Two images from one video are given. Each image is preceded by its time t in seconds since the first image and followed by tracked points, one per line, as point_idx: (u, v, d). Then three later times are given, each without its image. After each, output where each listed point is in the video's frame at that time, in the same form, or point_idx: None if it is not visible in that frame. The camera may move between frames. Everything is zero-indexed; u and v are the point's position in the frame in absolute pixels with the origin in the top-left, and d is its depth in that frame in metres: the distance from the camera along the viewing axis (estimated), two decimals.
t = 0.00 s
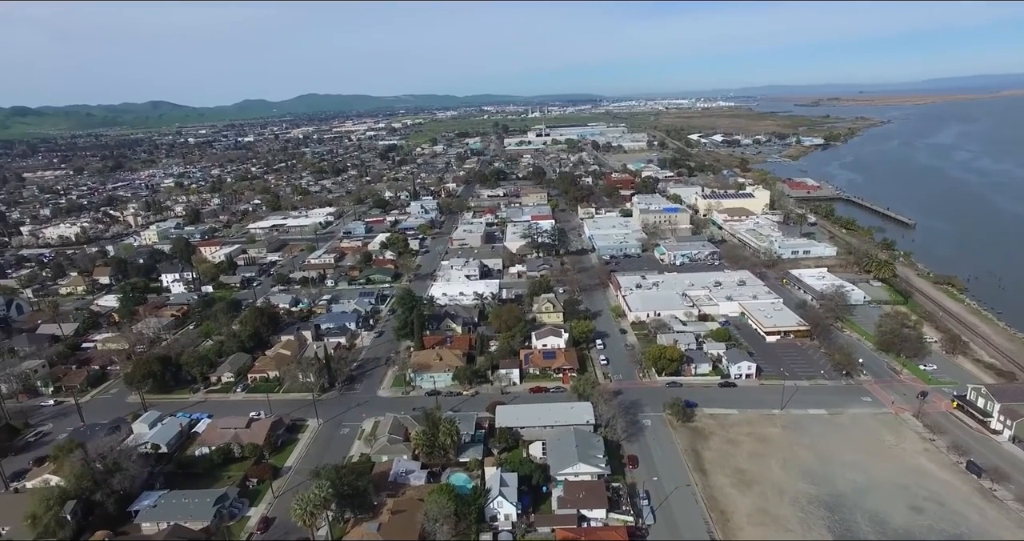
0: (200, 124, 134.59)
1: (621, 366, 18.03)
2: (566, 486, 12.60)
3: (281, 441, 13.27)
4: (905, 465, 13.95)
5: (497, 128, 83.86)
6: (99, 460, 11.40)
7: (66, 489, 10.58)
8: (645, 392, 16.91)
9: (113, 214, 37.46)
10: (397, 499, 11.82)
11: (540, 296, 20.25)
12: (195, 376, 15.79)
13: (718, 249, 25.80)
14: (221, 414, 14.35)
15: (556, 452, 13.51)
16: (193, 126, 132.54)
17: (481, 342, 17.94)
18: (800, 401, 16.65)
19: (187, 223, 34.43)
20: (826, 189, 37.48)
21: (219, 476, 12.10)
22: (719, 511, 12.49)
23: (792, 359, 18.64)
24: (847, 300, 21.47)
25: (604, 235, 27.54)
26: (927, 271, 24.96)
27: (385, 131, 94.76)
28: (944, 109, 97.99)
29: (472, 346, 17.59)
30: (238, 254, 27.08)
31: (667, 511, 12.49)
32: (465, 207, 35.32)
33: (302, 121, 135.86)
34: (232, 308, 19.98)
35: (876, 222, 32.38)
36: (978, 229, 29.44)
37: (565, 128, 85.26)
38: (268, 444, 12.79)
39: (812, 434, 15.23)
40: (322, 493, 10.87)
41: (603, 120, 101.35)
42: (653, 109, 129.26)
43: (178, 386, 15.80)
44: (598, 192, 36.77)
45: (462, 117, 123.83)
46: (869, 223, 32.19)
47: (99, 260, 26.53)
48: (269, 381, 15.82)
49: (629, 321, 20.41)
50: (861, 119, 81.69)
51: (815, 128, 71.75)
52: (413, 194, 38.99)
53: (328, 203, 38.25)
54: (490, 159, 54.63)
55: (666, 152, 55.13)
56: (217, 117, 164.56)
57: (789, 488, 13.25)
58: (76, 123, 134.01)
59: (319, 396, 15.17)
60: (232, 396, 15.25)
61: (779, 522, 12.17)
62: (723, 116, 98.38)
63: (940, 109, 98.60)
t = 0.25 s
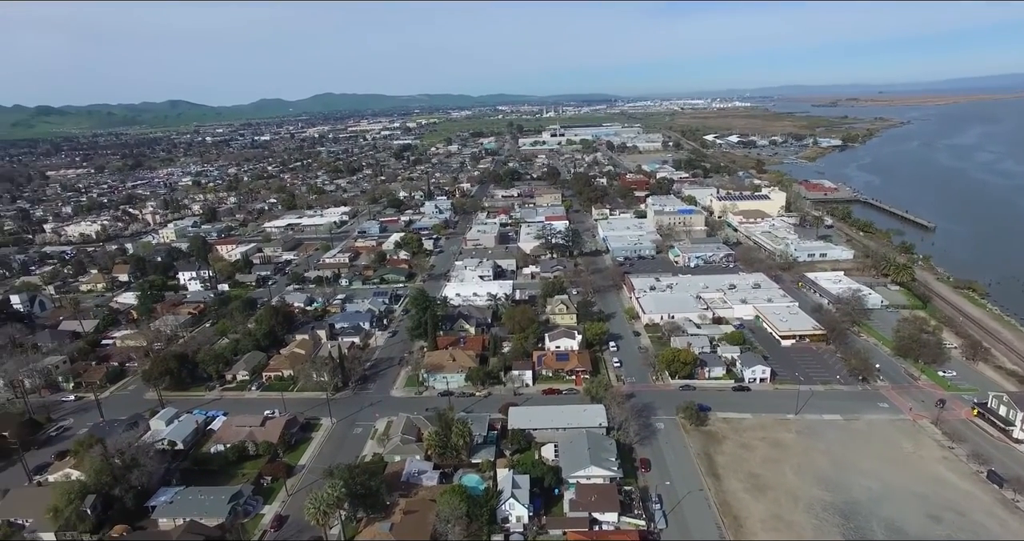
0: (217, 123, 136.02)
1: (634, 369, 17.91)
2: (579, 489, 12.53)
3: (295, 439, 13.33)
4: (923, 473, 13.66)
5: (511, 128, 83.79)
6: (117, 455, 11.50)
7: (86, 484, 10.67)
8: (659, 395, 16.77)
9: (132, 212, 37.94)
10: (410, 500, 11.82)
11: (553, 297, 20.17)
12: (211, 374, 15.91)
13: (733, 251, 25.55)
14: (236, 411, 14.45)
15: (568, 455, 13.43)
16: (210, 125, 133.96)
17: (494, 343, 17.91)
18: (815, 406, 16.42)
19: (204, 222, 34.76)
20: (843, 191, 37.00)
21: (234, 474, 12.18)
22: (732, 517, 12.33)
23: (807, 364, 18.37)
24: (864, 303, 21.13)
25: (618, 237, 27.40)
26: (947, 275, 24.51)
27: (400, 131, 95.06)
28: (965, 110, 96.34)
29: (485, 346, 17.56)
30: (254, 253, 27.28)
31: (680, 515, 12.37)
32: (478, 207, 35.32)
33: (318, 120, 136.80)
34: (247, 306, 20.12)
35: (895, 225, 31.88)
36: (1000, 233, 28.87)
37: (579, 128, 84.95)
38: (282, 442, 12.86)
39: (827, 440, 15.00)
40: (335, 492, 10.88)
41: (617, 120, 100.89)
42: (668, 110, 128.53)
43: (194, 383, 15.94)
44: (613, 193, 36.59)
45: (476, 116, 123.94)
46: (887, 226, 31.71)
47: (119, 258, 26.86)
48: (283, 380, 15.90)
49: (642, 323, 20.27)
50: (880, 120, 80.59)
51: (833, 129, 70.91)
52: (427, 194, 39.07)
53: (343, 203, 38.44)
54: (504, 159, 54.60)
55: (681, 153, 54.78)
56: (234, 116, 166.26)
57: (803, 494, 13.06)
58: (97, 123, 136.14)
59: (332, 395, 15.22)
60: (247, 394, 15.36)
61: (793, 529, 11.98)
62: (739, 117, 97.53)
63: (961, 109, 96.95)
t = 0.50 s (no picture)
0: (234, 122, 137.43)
1: (648, 371, 17.79)
2: (591, 492, 12.46)
3: (309, 438, 13.39)
4: (942, 481, 13.32)
5: (526, 128, 83.70)
6: (136, 451, 11.60)
7: (105, 479, 10.81)
8: (672, 398, 16.62)
9: (151, 210, 38.41)
10: (422, 500, 11.83)
11: (567, 299, 20.10)
12: (227, 372, 16.04)
13: (749, 254, 25.29)
14: (252, 409, 14.55)
15: (580, 458, 13.36)
16: (227, 123, 135.35)
17: (508, 344, 17.87)
18: (830, 411, 16.15)
19: (221, 220, 35.10)
20: (862, 193, 36.50)
21: (249, 471, 12.27)
22: (745, 522, 12.16)
23: (823, 368, 18.07)
24: (882, 308, 20.78)
25: (633, 238, 27.24)
26: (968, 279, 24.04)
27: (415, 130, 95.32)
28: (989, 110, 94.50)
29: (499, 347, 17.53)
30: (270, 252, 27.49)
31: (692, 520, 12.23)
32: (493, 207, 35.31)
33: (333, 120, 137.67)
34: (263, 305, 20.25)
35: (914, 228, 31.37)
36: None
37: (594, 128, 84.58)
38: (296, 440, 12.94)
39: (843, 446, 14.73)
40: (349, 491, 10.91)
41: (632, 120, 100.35)
42: (684, 110, 127.72)
43: (210, 380, 16.07)
44: (628, 194, 36.40)
45: (491, 116, 123.96)
46: (907, 229, 31.21)
47: (138, 255, 27.21)
48: (298, 379, 15.99)
49: (656, 325, 20.12)
50: (900, 121, 79.47)
51: (852, 130, 69.99)
52: (442, 194, 39.14)
53: (358, 202, 38.63)
54: (519, 159, 54.56)
55: (697, 154, 54.39)
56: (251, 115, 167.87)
57: (818, 501, 12.81)
58: (118, 122, 138.28)
59: (346, 394, 15.27)
60: (262, 392, 15.46)
61: (807, 536, 11.75)
62: (756, 117, 96.61)
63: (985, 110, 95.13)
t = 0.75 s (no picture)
0: (251, 121, 138.76)
1: (661, 374, 17.65)
2: (604, 495, 12.38)
3: (323, 436, 13.45)
4: (963, 491, 12.92)
5: (541, 128, 83.58)
6: (154, 446, 11.71)
7: (125, 474, 10.92)
8: (686, 402, 16.48)
9: (170, 208, 38.88)
10: (435, 501, 11.83)
11: (581, 300, 20.02)
12: (243, 370, 16.17)
13: (765, 256, 25.01)
14: (267, 407, 14.64)
15: (594, 460, 13.27)
16: (244, 122, 136.73)
17: (522, 345, 17.82)
18: (846, 417, 15.84)
19: (238, 219, 35.44)
20: (881, 195, 35.95)
21: (264, 469, 12.34)
22: (759, 528, 11.96)
23: (839, 373, 17.76)
24: (901, 313, 20.40)
25: (648, 240, 27.07)
26: (991, 284, 23.55)
27: (430, 130, 95.59)
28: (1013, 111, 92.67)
29: (513, 348, 17.50)
30: (286, 250, 27.68)
31: (705, 525, 12.08)
32: (508, 207, 35.28)
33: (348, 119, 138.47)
34: (279, 303, 20.38)
35: (935, 231, 30.83)
36: None
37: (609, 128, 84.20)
38: (311, 439, 12.99)
39: (859, 452, 14.40)
40: (362, 491, 10.93)
41: (647, 120, 99.79)
42: (700, 110, 126.84)
43: (227, 378, 16.20)
44: (643, 195, 36.18)
45: (505, 116, 123.93)
46: (928, 232, 30.68)
47: (157, 253, 27.53)
48: (313, 377, 16.07)
49: (671, 328, 19.97)
50: (922, 122, 78.22)
51: (871, 131, 69.04)
52: (457, 194, 39.17)
53: (374, 202, 38.77)
54: (534, 160, 54.48)
55: (713, 155, 53.95)
56: (267, 114, 169.39)
57: (834, 508, 12.52)
58: (138, 122, 140.40)
59: (360, 394, 15.32)
60: (277, 390, 15.56)
61: None
62: (773, 118, 95.67)
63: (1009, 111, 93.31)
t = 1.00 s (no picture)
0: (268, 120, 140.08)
1: (676, 377, 17.51)
2: (617, 498, 12.29)
3: (338, 435, 13.53)
4: (986, 502, 12.51)
5: (556, 129, 83.35)
6: (173, 443, 11.83)
7: (144, 469, 11.06)
8: (701, 406, 16.32)
9: (190, 206, 39.36)
10: (448, 501, 11.84)
11: (596, 302, 19.94)
12: (260, 367, 16.30)
13: (782, 259, 24.72)
14: (283, 405, 14.75)
15: (607, 463, 13.19)
16: (262, 121, 138.06)
17: (536, 347, 17.77)
18: (864, 423, 15.50)
19: (256, 217, 35.77)
20: (902, 198, 35.36)
21: (280, 466, 12.45)
22: (773, 535, 11.76)
23: (857, 378, 17.39)
24: (921, 318, 20.00)
25: (663, 241, 26.87)
26: (1016, 289, 23.00)
27: (446, 129, 95.75)
28: None
29: (527, 350, 17.48)
30: (303, 249, 27.88)
31: (719, 531, 11.92)
32: (523, 208, 35.25)
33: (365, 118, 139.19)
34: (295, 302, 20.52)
35: (958, 234, 30.25)
36: None
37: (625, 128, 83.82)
38: (326, 437, 13.06)
39: (877, 461, 14.06)
40: (376, 490, 10.96)
41: (663, 120, 99.20)
42: (717, 110, 125.83)
43: (244, 375, 16.33)
44: (659, 197, 35.95)
45: (523, 116, 123.84)
46: (950, 235, 30.11)
47: (177, 251, 27.87)
48: (328, 376, 16.16)
49: (686, 331, 19.80)
50: (946, 123, 76.85)
51: (893, 132, 67.93)
52: (473, 194, 39.19)
53: (390, 202, 38.91)
54: (551, 160, 54.35)
55: (730, 156, 53.45)
56: (285, 114, 170.94)
57: (850, 517, 12.22)
58: (159, 121, 142.50)
59: (375, 393, 15.38)
60: (293, 389, 15.67)
61: None
62: (792, 119, 94.55)
63: None
